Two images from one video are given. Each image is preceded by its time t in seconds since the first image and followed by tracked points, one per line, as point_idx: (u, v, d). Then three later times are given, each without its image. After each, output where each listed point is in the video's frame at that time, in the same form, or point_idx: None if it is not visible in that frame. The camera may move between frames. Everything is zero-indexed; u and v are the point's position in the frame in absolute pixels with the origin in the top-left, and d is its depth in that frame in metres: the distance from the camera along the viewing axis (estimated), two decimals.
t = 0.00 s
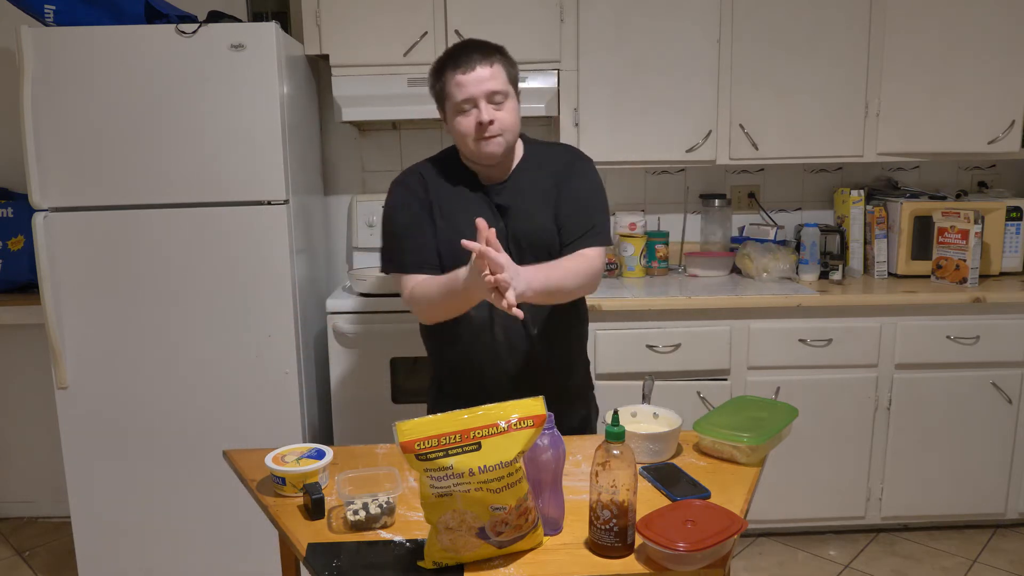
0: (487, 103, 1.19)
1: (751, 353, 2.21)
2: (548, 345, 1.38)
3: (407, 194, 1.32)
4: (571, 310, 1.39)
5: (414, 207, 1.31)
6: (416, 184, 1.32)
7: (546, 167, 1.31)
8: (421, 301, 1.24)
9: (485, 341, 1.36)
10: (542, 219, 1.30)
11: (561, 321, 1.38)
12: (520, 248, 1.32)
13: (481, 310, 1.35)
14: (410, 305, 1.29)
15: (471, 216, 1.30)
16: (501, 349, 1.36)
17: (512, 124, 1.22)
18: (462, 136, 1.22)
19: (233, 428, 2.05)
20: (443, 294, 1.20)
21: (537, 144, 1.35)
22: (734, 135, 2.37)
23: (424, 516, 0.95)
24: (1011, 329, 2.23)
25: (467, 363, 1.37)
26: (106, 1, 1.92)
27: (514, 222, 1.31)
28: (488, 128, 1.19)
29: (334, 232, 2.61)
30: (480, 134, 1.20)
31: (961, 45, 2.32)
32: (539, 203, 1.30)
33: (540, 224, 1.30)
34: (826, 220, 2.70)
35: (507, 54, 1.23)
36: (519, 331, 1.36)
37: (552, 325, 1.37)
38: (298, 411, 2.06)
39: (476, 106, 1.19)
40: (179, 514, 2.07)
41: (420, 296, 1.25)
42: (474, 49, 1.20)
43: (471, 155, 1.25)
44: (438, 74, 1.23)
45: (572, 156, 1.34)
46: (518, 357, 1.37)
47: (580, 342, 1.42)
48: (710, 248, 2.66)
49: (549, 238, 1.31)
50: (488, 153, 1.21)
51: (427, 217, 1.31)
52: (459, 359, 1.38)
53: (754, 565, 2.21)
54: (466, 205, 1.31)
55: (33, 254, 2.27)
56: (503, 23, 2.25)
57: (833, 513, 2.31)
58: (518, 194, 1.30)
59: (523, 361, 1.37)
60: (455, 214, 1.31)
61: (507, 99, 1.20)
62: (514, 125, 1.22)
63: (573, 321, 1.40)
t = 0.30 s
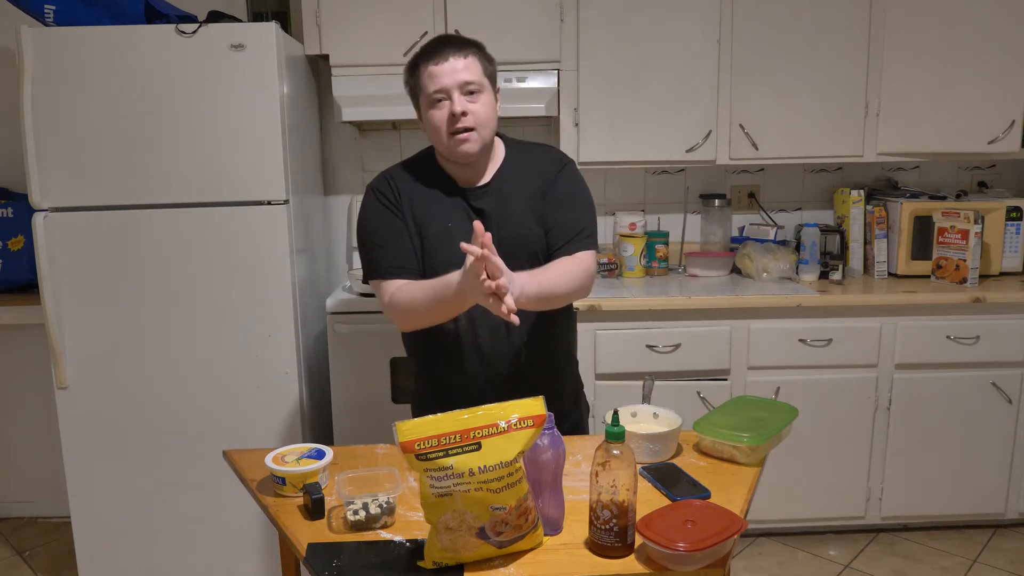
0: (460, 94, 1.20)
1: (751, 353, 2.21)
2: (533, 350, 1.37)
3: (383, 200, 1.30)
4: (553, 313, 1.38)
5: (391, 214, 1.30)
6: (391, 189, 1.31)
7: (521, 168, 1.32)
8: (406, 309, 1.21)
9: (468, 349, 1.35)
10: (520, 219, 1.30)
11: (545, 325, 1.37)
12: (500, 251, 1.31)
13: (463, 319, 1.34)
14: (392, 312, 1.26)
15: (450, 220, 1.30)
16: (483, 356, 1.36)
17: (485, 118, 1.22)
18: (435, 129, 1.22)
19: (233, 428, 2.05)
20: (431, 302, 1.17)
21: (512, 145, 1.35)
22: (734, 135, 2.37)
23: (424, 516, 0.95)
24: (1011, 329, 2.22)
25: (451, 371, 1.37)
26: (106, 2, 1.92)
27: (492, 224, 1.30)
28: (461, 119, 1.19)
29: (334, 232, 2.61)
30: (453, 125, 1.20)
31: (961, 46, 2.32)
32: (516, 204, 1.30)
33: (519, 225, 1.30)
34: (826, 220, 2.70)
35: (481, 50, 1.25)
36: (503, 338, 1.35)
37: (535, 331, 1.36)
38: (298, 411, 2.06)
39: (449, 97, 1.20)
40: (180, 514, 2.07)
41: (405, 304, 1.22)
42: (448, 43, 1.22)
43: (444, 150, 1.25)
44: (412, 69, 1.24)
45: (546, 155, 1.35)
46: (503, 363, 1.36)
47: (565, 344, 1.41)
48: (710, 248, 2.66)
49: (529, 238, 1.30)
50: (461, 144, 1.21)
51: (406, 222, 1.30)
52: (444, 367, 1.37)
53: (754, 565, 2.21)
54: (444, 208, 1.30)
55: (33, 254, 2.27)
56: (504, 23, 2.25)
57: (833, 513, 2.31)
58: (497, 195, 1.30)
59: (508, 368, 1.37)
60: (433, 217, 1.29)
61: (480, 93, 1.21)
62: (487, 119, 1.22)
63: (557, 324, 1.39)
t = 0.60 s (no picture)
0: (456, 86, 1.20)
1: (751, 353, 2.21)
2: (525, 349, 1.37)
3: (370, 197, 1.30)
4: (544, 311, 1.38)
5: (377, 211, 1.30)
6: (380, 187, 1.31)
7: (510, 166, 1.32)
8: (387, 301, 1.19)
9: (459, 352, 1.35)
10: (509, 218, 1.30)
11: (537, 325, 1.37)
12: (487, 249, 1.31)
13: (451, 319, 1.34)
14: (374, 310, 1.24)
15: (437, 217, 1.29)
16: (474, 357, 1.36)
17: (480, 111, 1.22)
18: (428, 118, 1.22)
19: (232, 428, 2.05)
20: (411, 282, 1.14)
21: (501, 145, 1.35)
22: (734, 136, 2.37)
23: (424, 517, 0.95)
24: (1011, 329, 2.22)
25: (442, 371, 1.37)
26: (106, 2, 1.92)
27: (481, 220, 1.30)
28: (456, 109, 1.19)
29: (334, 232, 2.60)
30: (448, 115, 1.20)
31: (961, 46, 2.32)
32: (505, 202, 1.30)
33: (506, 223, 1.30)
34: (826, 220, 2.70)
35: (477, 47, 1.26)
36: (494, 338, 1.35)
37: (526, 331, 1.36)
38: (298, 411, 2.06)
39: (445, 88, 1.21)
40: (180, 514, 2.07)
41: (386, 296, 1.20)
42: (445, 37, 1.23)
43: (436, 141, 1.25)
44: (408, 61, 1.25)
45: (535, 155, 1.35)
46: (494, 363, 1.36)
47: (558, 342, 1.41)
48: (710, 248, 2.66)
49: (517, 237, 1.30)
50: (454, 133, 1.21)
51: (393, 220, 1.30)
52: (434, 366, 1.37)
53: (754, 565, 2.21)
54: (432, 206, 1.30)
55: (33, 254, 2.27)
56: (504, 23, 2.25)
57: (833, 513, 2.31)
58: (485, 193, 1.30)
59: (500, 368, 1.37)
60: (421, 215, 1.29)
61: (476, 86, 1.22)
62: (482, 113, 1.23)
63: (549, 324, 1.39)
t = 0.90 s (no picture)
0: (458, 82, 1.20)
1: (751, 353, 2.21)
2: (520, 350, 1.37)
3: (366, 197, 1.30)
4: (540, 313, 1.37)
5: (373, 211, 1.30)
6: (376, 186, 1.31)
7: (508, 167, 1.32)
8: (381, 304, 1.21)
9: (454, 352, 1.35)
10: (507, 219, 1.30)
11: (532, 325, 1.37)
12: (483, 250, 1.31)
13: (446, 318, 1.34)
14: (367, 310, 1.26)
15: (433, 217, 1.29)
16: (468, 357, 1.36)
17: (481, 108, 1.22)
18: (430, 114, 1.21)
19: (232, 428, 2.05)
20: (406, 291, 1.16)
21: (499, 146, 1.34)
22: (734, 136, 2.37)
23: (424, 517, 0.95)
24: (1011, 329, 2.23)
25: (436, 370, 1.37)
26: (106, 2, 1.92)
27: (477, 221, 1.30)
28: (458, 105, 1.19)
29: (334, 232, 2.61)
30: (449, 112, 1.20)
31: (962, 46, 2.32)
32: (502, 203, 1.30)
33: (502, 224, 1.30)
34: (826, 220, 2.70)
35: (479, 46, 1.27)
36: (488, 338, 1.35)
37: (521, 332, 1.36)
38: (298, 411, 2.06)
39: (447, 84, 1.20)
40: (180, 514, 2.07)
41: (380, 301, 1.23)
42: (448, 35, 1.23)
43: (437, 138, 1.24)
44: (410, 58, 1.25)
45: (533, 156, 1.34)
46: (489, 363, 1.36)
47: (553, 344, 1.41)
48: (710, 248, 2.66)
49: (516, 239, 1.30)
50: (456, 130, 1.21)
51: (388, 220, 1.30)
52: (429, 367, 1.37)
53: (754, 565, 2.21)
54: (428, 206, 1.30)
55: (33, 254, 2.27)
56: (504, 23, 2.25)
57: (833, 513, 2.31)
58: (482, 194, 1.30)
59: (495, 369, 1.37)
60: (417, 215, 1.29)
61: (478, 83, 1.22)
62: (483, 110, 1.23)
63: (545, 325, 1.39)
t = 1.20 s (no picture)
0: (462, 82, 1.21)
1: (751, 353, 2.21)
2: (520, 349, 1.38)
3: (367, 194, 1.30)
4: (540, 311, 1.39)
5: (373, 208, 1.29)
6: (376, 183, 1.30)
7: (509, 167, 1.32)
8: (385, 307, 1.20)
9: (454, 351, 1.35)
10: (508, 218, 1.30)
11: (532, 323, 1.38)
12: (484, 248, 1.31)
13: (447, 316, 1.34)
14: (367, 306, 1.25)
15: (435, 214, 1.29)
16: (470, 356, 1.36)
17: (484, 107, 1.23)
18: (433, 113, 1.22)
19: (232, 428, 2.05)
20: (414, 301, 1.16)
21: (499, 147, 1.34)
22: (734, 136, 2.37)
23: (424, 516, 0.95)
24: (1011, 329, 2.23)
25: (436, 369, 1.37)
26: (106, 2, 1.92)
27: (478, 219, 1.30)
28: (461, 104, 1.20)
29: (334, 232, 2.61)
30: (453, 111, 1.20)
31: (962, 46, 2.32)
32: (503, 202, 1.30)
33: (503, 223, 1.30)
34: (826, 220, 2.70)
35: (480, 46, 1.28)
36: (489, 336, 1.35)
37: (521, 330, 1.37)
38: (298, 411, 2.06)
39: (451, 83, 1.21)
40: (180, 514, 2.07)
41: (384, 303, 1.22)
42: (449, 35, 1.23)
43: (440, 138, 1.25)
44: (412, 57, 1.25)
45: (533, 157, 1.34)
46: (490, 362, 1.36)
47: (552, 342, 1.42)
48: (710, 248, 2.67)
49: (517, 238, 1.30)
50: (460, 129, 1.21)
51: (389, 216, 1.30)
52: (429, 365, 1.37)
53: (754, 565, 2.21)
54: (430, 203, 1.30)
55: (32, 254, 2.27)
56: (504, 23, 2.25)
57: (833, 513, 2.31)
58: (483, 193, 1.30)
59: (495, 368, 1.37)
60: (418, 212, 1.29)
61: (481, 83, 1.23)
62: (486, 111, 1.23)
63: (544, 323, 1.40)
